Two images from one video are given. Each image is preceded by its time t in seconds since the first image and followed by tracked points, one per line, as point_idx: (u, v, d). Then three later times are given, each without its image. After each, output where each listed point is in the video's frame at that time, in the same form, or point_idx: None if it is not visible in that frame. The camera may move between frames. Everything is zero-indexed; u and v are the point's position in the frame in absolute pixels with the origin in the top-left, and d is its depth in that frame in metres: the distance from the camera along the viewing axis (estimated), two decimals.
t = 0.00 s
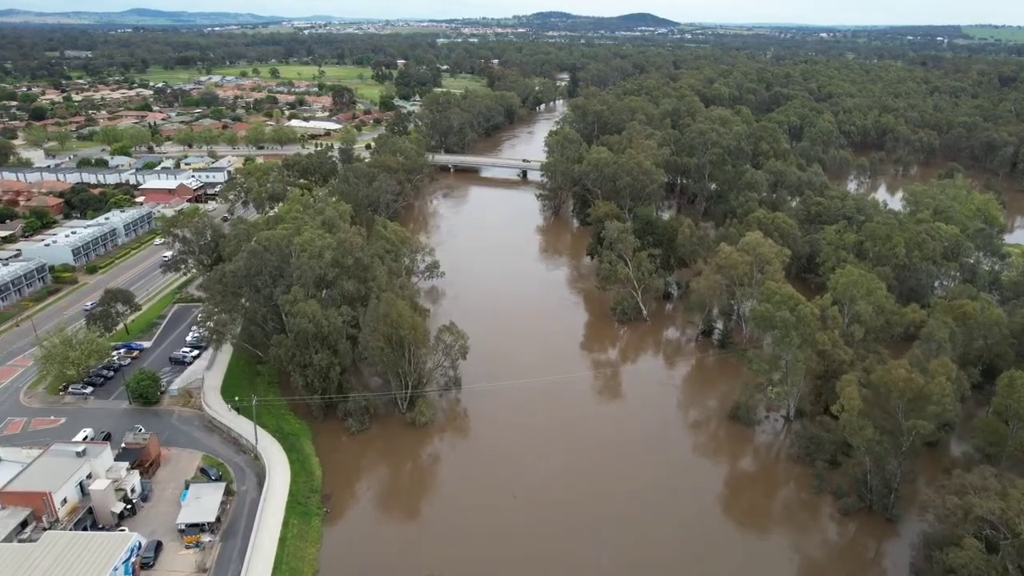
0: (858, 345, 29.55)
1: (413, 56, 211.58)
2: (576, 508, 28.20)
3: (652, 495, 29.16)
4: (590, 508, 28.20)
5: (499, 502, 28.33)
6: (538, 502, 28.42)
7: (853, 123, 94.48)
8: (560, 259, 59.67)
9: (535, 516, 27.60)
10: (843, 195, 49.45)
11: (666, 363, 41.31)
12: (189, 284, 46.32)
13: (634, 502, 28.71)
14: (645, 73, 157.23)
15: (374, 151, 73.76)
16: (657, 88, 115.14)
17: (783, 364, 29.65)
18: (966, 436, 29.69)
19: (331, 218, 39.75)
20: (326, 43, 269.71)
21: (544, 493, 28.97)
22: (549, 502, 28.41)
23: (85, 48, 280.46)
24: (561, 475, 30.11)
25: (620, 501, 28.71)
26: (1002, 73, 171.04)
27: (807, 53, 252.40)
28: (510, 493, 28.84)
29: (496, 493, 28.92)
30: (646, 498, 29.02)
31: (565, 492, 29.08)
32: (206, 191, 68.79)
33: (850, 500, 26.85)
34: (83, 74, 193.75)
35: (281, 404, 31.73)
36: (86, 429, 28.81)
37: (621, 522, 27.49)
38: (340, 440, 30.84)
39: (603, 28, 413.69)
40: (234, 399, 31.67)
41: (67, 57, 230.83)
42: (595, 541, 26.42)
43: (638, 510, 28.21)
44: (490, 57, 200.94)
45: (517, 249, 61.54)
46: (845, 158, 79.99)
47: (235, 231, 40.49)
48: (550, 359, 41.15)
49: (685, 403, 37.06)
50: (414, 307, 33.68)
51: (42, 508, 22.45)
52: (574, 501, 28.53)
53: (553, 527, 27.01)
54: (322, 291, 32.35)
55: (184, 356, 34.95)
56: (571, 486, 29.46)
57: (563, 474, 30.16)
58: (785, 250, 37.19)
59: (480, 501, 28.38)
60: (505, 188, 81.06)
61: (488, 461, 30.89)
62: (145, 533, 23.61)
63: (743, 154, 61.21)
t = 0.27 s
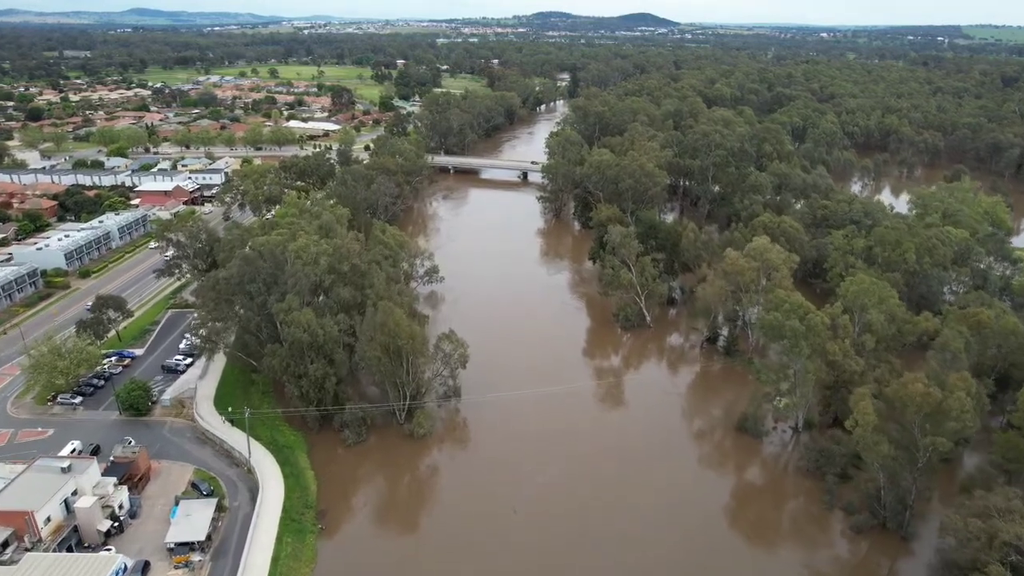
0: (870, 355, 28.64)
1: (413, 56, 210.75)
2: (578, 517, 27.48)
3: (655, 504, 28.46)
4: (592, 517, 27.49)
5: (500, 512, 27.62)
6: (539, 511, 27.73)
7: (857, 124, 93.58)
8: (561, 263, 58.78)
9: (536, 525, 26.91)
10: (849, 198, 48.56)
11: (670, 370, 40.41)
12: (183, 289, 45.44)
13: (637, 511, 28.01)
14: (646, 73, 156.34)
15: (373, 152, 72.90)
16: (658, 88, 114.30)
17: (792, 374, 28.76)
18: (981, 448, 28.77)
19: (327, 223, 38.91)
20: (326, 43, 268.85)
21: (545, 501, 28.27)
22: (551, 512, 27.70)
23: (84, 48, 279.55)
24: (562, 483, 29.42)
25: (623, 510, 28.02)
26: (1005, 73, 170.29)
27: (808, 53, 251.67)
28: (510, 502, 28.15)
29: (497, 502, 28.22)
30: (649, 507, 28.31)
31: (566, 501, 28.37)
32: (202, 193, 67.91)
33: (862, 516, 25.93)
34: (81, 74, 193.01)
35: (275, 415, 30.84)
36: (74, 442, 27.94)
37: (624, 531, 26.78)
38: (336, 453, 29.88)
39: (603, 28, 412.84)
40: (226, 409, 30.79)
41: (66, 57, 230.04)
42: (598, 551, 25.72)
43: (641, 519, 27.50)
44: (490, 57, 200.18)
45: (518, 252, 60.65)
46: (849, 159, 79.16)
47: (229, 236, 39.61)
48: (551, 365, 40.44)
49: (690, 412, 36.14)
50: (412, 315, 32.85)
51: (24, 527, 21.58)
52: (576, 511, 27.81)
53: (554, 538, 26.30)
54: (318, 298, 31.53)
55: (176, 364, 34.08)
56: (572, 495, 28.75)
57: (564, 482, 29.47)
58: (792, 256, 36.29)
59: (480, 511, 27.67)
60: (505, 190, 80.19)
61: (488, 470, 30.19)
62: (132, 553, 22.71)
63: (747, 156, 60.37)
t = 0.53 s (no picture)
0: (881, 366, 27.78)
1: (413, 56, 209.92)
2: (581, 528, 26.76)
3: (660, 514, 27.75)
4: (596, 528, 26.78)
5: (501, 522, 26.90)
6: (541, 521, 27.02)
7: (860, 125, 92.76)
8: (562, 266, 57.90)
9: (539, 535, 26.20)
10: (856, 201, 47.65)
11: (674, 378, 39.56)
12: (177, 294, 44.52)
13: (641, 520, 27.32)
14: (646, 73, 155.45)
15: (372, 154, 72.01)
16: (660, 89, 113.45)
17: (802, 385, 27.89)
18: (997, 462, 27.88)
19: (322, 228, 38.05)
20: (325, 43, 267.99)
21: (547, 511, 27.56)
22: (553, 522, 26.99)
23: (83, 48, 278.69)
24: (565, 492, 28.72)
25: (627, 519, 27.32)
26: (1007, 73, 169.49)
27: (809, 53, 250.89)
28: (512, 513, 27.43)
29: (498, 512, 27.51)
30: (654, 517, 27.59)
31: (568, 510, 27.66)
32: (198, 195, 67.01)
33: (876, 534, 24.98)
34: (80, 74, 192.19)
35: (268, 427, 29.97)
36: (61, 455, 27.07)
37: (629, 542, 26.08)
38: (331, 467, 28.95)
39: (603, 28, 411.91)
40: (219, 421, 29.91)
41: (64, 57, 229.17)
42: (602, 562, 25.03)
43: (646, 529, 26.80)
44: (490, 57, 199.35)
45: (518, 255, 59.79)
46: (853, 161, 78.29)
47: (223, 241, 38.73)
48: (551, 371, 39.69)
49: (695, 421, 35.23)
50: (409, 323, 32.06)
51: (3, 549, 20.37)
52: (579, 521, 27.09)
53: (557, 549, 25.59)
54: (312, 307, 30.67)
55: (169, 373, 33.19)
56: (574, 504, 28.05)
57: (567, 491, 28.77)
58: (800, 261, 35.41)
59: (481, 521, 26.95)
60: (505, 192, 79.31)
61: (489, 479, 29.47)
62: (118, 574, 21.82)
63: (751, 158, 59.52)
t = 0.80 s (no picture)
0: (894, 377, 26.90)
1: (412, 56, 209.11)
2: (584, 538, 26.12)
3: (664, 524, 27.09)
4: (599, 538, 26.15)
5: (502, 532, 26.26)
6: (543, 530, 26.38)
7: (863, 126, 91.86)
8: (564, 270, 56.98)
9: (540, 545, 25.57)
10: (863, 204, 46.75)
11: (678, 385, 38.67)
12: (170, 299, 43.65)
13: (644, 530, 26.70)
14: (647, 73, 154.60)
15: (370, 155, 71.14)
16: (661, 89, 112.59)
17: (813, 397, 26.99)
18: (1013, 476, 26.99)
19: (318, 233, 37.18)
20: (326, 43, 267.34)
21: (549, 521, 26.93)
22: (555, 531, 26.36)
23: (81, 48, 277.95)
24: (566, 501, 28.11)
25: (630, 529, 26.71)
26: (1010, 73, 168.59)
27: (810, 53, 250.19)
28: (513, 522, 26.79)
29: (498, 521, 26.86)
30: (658, 527, 26.94)
31: (570, 519, 27.05)
32: (194, 197, 66.14)
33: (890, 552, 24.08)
34: (78, 74, 191.44)
35: (261, 439, 29.08)
36: (46, 470, 26.21)
37: (632, 553, 25.44)
38: (326, 481, 28.02)
39: (603, 28, 411.18)
40: (211, 433, 29.03)
41: (62, 57, 228.42)
42: (605, 573, 24.43)
43: (649, 540, 26.16)
44: (491, 57, 198.60)
45: (518, 259, 58.93)
46: (857, 162, 77.40)
47: (217, 246, 37.86)
48: (552, 376, 38.98)
49: (700, 430, 34.38)
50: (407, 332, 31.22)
51: None
52: (582, 531, 26.46)
53: (559, 559, 24.96)
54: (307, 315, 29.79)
55: (160, 382, 32.33)
56: (576, 513, 27.42)
57: (568, 501, 28.14)
58: (808, 267, 34.51)
59: (481, 532, 26.29)
60: (506, 193, 78.41)
61: (488, 487, 28.81)
62: None
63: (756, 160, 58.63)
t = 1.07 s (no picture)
0: (907, 389, 26.03)
1: (412, 56, 208.31)
2: (585, 546, 25.66)
3: (666, 532, 26.59)
4: (600, 545, 25.69)
5: (502, 540, 25.80)
6: (544, 537, 25.94)
7: (867, 127, 90.99)
8: (565, 274, 56.07)
9: (542, 553, 25.13)
10: (870, 207, 45.88)
11: (682, 394, 37.77)
12: (163, 305, 42.74)
13: (647, 537, 26.24)
14: (648, 73, 153.77)
15: (368, 157, 70.27)
16: (662, 89, 111.68)
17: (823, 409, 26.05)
18: None
19: (314, 238, 36.29)
20: (326, 43, 266.67)
21: (550, 528, 26.47)
22: (556, 539, 25.92)
23: (80, 48, 277.15)
24: (567, 507, 27.65)
25: (632, 536, 26.27)
26: (1012, 73, 167.75)
27: (811, 53, 249.43)
28: (513, 530, 26.33)
29: (498, 529, 26.40)
30: (660, 534, 26.50)
31: (572, 526, 26.60)
32: (190, 200, 65.23)
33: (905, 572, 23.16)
34: (76, 74, 190.65)
35: (254, 453, 28.16)
36: (31, 486, 25.32)
37: (634, 560, 25.03)
38: (321, 497, 27.03)
39: (603, 27, 410.40)
40: (201, 447, 28.09)
41: (62, 57, 228.08)
42: None
43: (652, 547, 25.72)
44: (490, 57, 197.80)
45: (519, 262, 58.08)
46: (861, 163, 76.49)
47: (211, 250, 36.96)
48: (551, 379, 38.43)
49: (706, 438, 33.48)
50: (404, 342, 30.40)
51: None
52: (583, 539, 26.00)
53: (561, 567, 24.52)
54: (301, 323, 28.88)
55: (150, 393, 31.42)
56: (578, 520, 26.98)
57: (568, 507, 27.68)
58: (816, 274, 33.63)
59: (481, 539, 25.83)
60: (505, 195, 77.50)
61: (488, 493, 28.33)
62: None
63: (760, 162, 57.70)
